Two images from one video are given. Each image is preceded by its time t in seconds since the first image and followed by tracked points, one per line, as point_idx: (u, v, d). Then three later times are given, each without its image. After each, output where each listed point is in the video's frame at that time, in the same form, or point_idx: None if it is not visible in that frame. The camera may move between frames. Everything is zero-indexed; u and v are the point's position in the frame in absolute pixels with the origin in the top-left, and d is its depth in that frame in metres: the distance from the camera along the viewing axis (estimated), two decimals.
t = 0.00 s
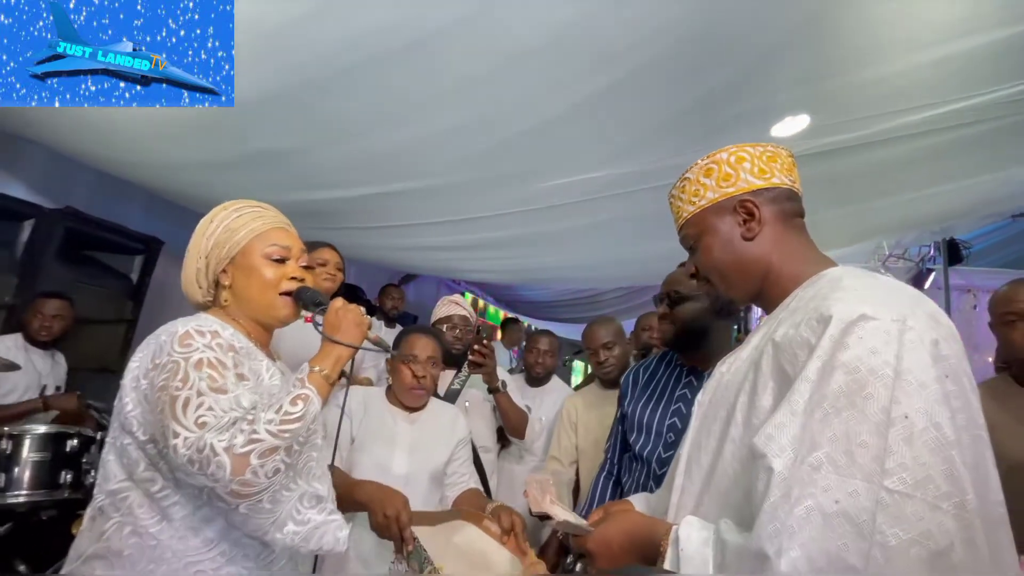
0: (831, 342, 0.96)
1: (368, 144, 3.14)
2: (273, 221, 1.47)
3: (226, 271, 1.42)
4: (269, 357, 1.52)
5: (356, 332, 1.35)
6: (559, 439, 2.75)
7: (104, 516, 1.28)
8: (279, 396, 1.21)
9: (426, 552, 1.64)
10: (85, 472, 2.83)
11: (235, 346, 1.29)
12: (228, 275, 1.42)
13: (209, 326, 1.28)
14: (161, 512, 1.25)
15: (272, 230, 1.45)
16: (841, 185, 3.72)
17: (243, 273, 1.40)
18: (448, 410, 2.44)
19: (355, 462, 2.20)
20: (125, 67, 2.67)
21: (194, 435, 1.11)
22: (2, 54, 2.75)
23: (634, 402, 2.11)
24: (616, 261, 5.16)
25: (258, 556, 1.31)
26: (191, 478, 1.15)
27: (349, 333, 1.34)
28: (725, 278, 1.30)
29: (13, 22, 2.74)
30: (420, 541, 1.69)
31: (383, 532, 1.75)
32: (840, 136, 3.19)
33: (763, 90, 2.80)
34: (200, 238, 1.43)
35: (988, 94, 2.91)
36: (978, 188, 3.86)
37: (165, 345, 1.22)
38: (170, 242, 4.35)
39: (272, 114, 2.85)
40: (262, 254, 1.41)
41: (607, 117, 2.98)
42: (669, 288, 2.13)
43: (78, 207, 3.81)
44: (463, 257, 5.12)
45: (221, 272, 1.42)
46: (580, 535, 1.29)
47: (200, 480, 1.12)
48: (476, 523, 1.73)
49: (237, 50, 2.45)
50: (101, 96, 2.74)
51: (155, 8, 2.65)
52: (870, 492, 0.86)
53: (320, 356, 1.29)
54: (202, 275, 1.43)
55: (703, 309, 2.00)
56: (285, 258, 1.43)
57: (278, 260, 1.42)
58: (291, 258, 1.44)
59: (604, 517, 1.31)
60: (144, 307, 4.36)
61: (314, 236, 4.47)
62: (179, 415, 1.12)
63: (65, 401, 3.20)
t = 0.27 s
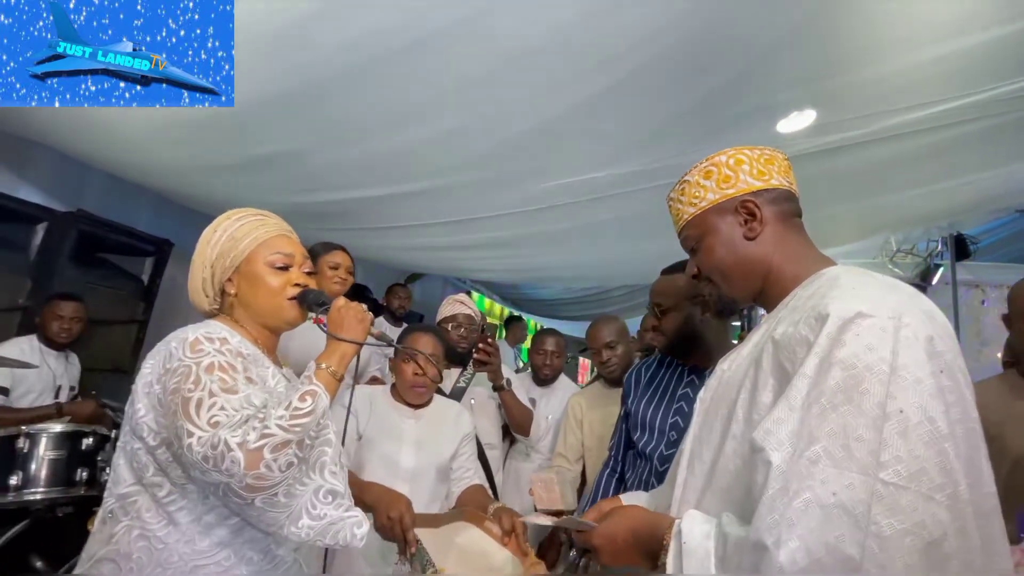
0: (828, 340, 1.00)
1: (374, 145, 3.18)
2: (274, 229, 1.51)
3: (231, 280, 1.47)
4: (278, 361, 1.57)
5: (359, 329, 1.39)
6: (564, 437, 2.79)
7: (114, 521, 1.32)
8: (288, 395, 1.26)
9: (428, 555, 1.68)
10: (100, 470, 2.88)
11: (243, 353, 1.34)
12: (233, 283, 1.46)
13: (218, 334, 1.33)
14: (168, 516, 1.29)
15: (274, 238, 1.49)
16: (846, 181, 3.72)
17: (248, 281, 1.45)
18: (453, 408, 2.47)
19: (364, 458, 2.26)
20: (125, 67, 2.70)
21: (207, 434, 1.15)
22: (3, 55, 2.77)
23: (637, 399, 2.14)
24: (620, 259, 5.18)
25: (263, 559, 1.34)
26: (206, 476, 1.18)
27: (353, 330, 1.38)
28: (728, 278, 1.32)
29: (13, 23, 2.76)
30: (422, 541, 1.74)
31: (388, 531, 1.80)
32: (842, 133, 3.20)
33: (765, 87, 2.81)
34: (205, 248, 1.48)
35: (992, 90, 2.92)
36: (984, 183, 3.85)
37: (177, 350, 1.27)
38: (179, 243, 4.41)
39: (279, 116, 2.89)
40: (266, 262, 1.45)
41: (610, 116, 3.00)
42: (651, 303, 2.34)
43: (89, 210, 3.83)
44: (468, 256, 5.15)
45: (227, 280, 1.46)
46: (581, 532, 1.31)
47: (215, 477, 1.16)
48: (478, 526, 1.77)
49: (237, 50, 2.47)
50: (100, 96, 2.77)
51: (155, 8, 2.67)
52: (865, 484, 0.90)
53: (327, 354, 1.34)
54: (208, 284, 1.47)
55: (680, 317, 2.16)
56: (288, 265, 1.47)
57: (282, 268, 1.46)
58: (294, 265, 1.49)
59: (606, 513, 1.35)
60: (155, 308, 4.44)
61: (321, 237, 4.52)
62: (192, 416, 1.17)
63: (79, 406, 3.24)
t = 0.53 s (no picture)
0: (830, 338, 1.00)
1: (377, 145, 3.19)
2: (266, 225, 1.51)
3: (226, 277, 1.47)
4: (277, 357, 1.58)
5: (355, 322, 1.42)
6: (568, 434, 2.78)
7: (120, 516, 1.32)
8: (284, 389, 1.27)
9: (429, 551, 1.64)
10: (106, 469, 2.90)
11: (239, 348, 1.34)
12: (229, 280, 1.47)
13: (213, 330, 1.33)
14: (172, 510, 1.30)
15: (267, 234, 1.50)
16: (851, 177, 3.70)
17: (242, 276, 1.45)
18: (453, 408, 2.47)
19: (366, 457, 2.27)
20: (125, 67, 2.67)
21: (205, 428, 1.16)
22: (1, 55, 2.69)
23: (635, 398, 2.13)
24: (624, 257, 5.16)
25: (267, 550, 1.36)
26: (205, 470, 1.19)
27: (348, 324, 1.40)
28: (740, 268, 1.32)
29: (12, 22, 2.67)
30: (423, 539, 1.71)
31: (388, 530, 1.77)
32: (847, 129, 3.18)
33: (768, 83, 2.79)
34: (199, 246, 1.48)
35: (999, 84, 2.89)
36: (991, 178, 3.81)
37: (174, 346, 1.28)
38: (183, 244, 4.43)
39: (280, 116, 2.90)
40: (259, 258, 1.46)
41: (612, 114, 2.99)
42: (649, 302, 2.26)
43: (95, 212, 3.86)
44: (472, 255, 5.15)
45: (222, 278, 1.47)
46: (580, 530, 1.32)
47: (213, 471, 1.17)
48: (480, 521, 1.82)
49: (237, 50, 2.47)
50: (100, 96, 2.76)
51: (155, 8, 2.62)
52: (866, 481, 0.89)
53: (323, 347, 1.36)
54: (204, 282, 1.48)
55: (682, 317, 2.09)
56: (282, 260, 1.48)
57: (275, 262, 1.47)
58: (288, 260, 1.49)
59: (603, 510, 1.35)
60: (161, 308, 4.51)
61: (325, 237, 4.53)
62: (189, 411, 1.18)
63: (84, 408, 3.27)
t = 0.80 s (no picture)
0: (831, 333, 1.01)
1: (380, 145, 3.20)
2: (275, 225, 1.53)
3: (233, 276, 1.49)
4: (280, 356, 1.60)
5: (358, 327, 1.43)
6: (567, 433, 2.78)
7: (128, 514, 1.34)
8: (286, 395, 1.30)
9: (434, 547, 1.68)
10: (115, 467, 2.93)
11: (242, 348, 1.35)
12: (235, 279, 1.49)
13: (217, 330, 1.35)
14: (180, 507, 1.32)
15: (276, 234, 1.51)
16: (853, 173, 3.69)
17: (249, 276, 1.47)
18: (457, 405, 2.48)
19: (370, 454, 2.29)
20: (125, 67, 2.73)
21: (208, 432, 1.18)
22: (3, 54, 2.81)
23: (636, 397, 2.14)
24: (627, 255, 5.17)
25: (272, 547, 1.37)
26: (207, 472, 1.21)
27: (352, 329, 1.41)
28: (750, 267, 1.34)
29: (13, 22, 2.81)
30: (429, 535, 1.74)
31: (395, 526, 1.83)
32: (849, 125, 3.17)
33: (769, 80, 2.79)
34: (208, 244, 1.50)
35: (1002, 79, 2.88)
36: (995, 174, 3.80)
37: (177, 347, 1.29)
38: (189, 244, 4.47)
39: (283, 116, 2.92)
40: (267, 258, 1.47)
41: (612, 111, 3.00)
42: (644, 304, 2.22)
43: (101, 212, 3.89)
44: (475, 254, 5.17)
45: (229, 276, 1.49)
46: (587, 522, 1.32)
47: (215, 474, 1.19)
48: (486, 521, 1.81)
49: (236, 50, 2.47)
50: (101, 96, 2.79)
51: (155, 8, 2.72)
52: (868, 473, 0.90)
53: (325, 353, 1.36)
54: (212, 279, 1.50)
55: (683, 318, 2.09)
56: (289, 261, 1.49)
57: (283, 264, 1.49)
58: (295, 261, 1.51)
59: (607, 506, 1.36)
60: (167, 307, 4.55)
61: (328, 237, 4.56)
62: (192, 414, 1.19)
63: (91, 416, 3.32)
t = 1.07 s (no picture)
0: (840, 328, 1.01)
1: (381, 143, 3.20)
2: (275, 226, 1.54)
3: (237, 279, 1.50)
4: (288, 356, 1.60)
5: (363, 324, 1.44)
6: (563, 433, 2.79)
7: (133, 515, 1.35)
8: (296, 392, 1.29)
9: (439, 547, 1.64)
10: (121, 465, 2.96)
11: (251, 350, 1.36)
12: (239, 281, 1.49)
13: (225, 331, 1.35)
14: (184, 510, 1.32)
15: (276, 235, 1.51)
16: (857, 169, 3.68)
17: (252, 278, 1.47)
18: (463, 403, 2.48)
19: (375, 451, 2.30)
20: (125, 67, 2.69)
21: (218, 429, 1.18)
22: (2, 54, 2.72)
23: (639, 392, 2.15)
24: (629, 252, 5.16)
25: (275, 551, 1.38)
26: (219, 470, 1.21)
27: (356, 325, 1.43)
28: (757, 265, 1.33)
29: (13, 23, 2.69)
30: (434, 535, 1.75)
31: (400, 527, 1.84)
32: (852, 120, 3.16)
33: (771, 76, 2.78)
34: (208, 249, 1.50)
35: (1005, 73, 2.86)
36: (999, 169, 3.78)
37: (187, 348, 1.30)
38: (192, 244, 4.47)
39: (284, 115, 2.92)
40: (269, 259, 1.48)
41: (614, 108, 2.99)
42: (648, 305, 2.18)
43: (104, 211, 3.88)
44: (477, 252, 5.17)
45: (233, 279, 1.50)
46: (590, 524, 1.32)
47: (227, 471, 1.19)
48: (490, 524, 1.81)
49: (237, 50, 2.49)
50: (100, 96, 2.78)
51: (155, 8, 2.63)
52: (879, 467, 0.90)
53: (332, 348, 1.38)
54: (215, 284, 1.50)
55: (689, 318, 2.06)
56: (292, 261, 1.50)
57: (285, 264, 1.49)
58: (297, 261, 1.51)
59: (613, 506, 1.36)
60: (171, 307, 4.59)
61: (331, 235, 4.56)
62: (203, 412, 1.20)
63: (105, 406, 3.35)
